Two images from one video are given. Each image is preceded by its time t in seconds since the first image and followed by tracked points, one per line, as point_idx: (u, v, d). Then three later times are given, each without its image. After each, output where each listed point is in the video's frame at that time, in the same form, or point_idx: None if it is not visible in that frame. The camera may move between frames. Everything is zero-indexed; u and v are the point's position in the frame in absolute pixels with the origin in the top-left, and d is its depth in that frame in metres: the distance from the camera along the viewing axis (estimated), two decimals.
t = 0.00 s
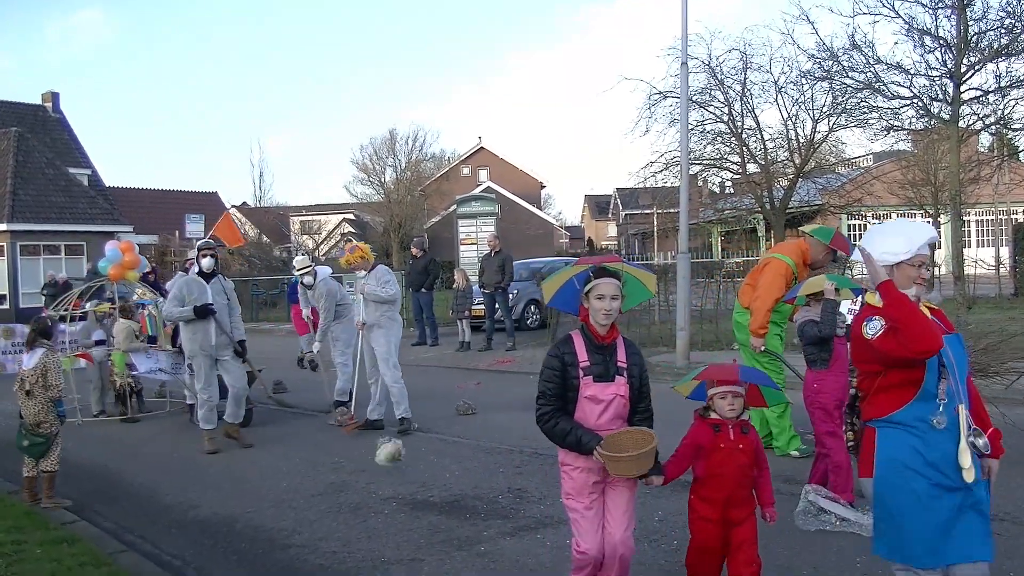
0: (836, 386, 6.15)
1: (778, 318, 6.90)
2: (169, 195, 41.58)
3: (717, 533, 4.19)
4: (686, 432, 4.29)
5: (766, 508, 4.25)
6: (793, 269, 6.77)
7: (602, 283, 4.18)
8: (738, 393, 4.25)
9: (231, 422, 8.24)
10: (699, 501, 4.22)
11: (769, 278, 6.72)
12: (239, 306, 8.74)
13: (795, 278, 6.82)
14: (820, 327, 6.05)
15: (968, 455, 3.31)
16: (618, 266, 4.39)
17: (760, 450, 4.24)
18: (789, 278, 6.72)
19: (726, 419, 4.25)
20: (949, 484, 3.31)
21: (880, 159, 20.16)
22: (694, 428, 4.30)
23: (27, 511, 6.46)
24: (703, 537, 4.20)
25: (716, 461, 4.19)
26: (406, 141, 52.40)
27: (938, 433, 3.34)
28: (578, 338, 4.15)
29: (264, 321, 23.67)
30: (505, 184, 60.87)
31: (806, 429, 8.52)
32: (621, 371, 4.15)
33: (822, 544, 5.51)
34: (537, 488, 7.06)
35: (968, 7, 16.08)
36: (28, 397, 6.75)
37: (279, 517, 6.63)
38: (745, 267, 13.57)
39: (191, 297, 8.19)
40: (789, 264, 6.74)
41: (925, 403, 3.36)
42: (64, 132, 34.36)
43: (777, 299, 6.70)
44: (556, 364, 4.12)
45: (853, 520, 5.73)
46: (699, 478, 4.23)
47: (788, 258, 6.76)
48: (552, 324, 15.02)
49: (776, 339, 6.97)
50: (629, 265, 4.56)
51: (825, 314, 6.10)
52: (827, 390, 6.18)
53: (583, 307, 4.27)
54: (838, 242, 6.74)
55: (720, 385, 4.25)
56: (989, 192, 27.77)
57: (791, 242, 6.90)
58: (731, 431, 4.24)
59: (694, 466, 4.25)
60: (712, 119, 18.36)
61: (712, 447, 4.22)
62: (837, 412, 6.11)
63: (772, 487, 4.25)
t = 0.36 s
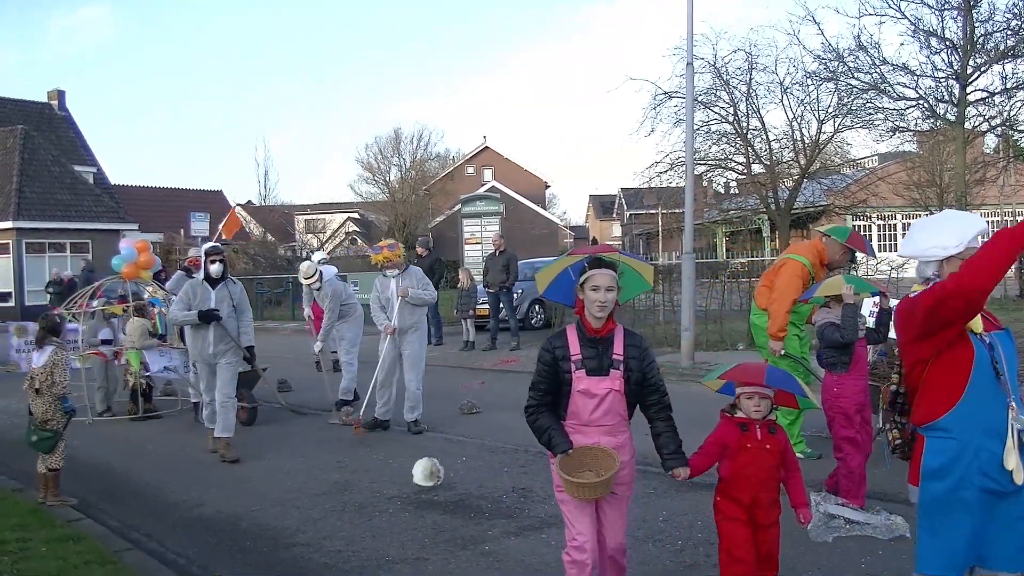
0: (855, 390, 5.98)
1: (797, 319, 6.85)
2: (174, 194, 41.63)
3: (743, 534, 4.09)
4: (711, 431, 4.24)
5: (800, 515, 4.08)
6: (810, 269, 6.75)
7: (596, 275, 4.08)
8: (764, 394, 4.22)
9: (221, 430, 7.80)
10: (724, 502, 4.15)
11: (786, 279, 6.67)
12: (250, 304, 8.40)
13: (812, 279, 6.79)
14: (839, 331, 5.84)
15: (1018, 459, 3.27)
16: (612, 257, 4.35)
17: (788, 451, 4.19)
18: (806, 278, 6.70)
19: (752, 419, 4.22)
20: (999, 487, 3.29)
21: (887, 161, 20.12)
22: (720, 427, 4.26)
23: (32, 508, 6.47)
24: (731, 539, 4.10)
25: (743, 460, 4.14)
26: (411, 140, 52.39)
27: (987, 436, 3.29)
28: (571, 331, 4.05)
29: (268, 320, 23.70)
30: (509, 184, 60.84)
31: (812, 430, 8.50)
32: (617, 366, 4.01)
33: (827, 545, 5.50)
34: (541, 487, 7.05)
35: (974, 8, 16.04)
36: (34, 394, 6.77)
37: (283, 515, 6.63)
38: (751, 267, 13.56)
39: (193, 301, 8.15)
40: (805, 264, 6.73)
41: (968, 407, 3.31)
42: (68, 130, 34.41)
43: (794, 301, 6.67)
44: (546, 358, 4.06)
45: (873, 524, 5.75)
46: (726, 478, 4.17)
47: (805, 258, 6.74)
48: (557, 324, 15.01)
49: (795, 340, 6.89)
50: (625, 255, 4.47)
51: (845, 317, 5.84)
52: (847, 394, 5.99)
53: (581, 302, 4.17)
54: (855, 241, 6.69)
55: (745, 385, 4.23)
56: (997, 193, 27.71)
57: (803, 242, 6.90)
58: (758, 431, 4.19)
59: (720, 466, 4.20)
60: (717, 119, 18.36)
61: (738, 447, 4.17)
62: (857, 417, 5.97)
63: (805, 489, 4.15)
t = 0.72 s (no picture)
0: (887, 397, 5.63)
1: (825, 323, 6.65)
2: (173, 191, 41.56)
3: (772, 558, 3.89)
4: (731, 449, 4.03)
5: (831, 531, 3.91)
6: (840, 270, 6.51)
7: (614, 270, 3.88)
8: (785, 407, 3.95)
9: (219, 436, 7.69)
10: (751, 524, 3.96)
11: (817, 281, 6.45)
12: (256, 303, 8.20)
13: (842, 280, 6.56)
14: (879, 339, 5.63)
15: None
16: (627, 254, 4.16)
17: (814, 465, 3.96)
18: (835, 279, 6.47)
19: (774, 434, 3.98)
20: None
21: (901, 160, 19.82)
22: (740, 445, 4.05)
23: (26, 514, 6.31)
24: (758, 565, 3.91)
25: (766, 480, 3.92)
26: (415, 138, 52.23)
27: None
28: (594, 335, 3.82)
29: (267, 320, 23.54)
30: (514, 182, 60.61)
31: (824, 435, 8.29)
32: (641, 368, 3.82)
33: (843, 556, 5.29)
34: (548, 493, 6.86)
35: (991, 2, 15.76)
36: (33, 393, 6.59)
37: (284, 521, 6.46)
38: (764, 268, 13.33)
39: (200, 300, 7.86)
40: (835, 265, 6.48)
41: None
42: (63, 126, 34.27)
43: (823, 303, 6.43)
44: (573, 363, 3.78)
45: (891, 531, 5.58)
46: (750, 500, 3.98)
47: (836, 259, 6.50)
48: (563, 326, 14.82)
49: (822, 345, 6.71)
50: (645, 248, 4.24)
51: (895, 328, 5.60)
52: (880, 398, 5.65)
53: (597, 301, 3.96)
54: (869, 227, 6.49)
55: (765, 399, 3.97)
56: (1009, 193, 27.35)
57: (834, 242, 6.65)
58: (780, 447, 3.96)
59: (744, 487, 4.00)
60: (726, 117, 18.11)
61: (760, 464, 3.96)
62: (889, 425, 5.56)
63: (833, 503, 3.97)
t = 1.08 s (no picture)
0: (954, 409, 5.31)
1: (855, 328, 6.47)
2: (173, 190, 41.51)
3: None
4: (766, 465, 3.84)
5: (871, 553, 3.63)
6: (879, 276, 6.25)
7: (655, 273, 3.63)
8: (823, 420, 3.75)
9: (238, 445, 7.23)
10: (783, 547, 3.78)
11: (851, 285, 6.14)
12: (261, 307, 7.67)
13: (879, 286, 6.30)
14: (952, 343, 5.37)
15: None
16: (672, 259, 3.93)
17: (854, 484, 3.76)
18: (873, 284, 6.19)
19: (811, 450, 3.78)
20: None
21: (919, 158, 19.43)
22: (777, 459, 3.85)
23: (18, 522, 6.14)
24: None
25: (799, 500, 3.74)
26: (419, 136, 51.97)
27: None
28: (632, 343, 3.55)
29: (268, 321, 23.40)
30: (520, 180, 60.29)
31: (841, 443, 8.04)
32: (684, 377, 3.57)
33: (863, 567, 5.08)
34: (555, 501, 6.66)
35: None
36: (23, 400, 6.41)
37: (283, 528, 6.28)
38: (776, 269, 13.08)
39: (203, 310, 7.32)
40: (874, 272, 6.20)
41: None
42: (56, 123, 34.13)
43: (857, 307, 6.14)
44: (608, 374, 3.53)
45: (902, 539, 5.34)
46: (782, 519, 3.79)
47: (875, 265, 6.24)
48: (571, 328, 14.62)
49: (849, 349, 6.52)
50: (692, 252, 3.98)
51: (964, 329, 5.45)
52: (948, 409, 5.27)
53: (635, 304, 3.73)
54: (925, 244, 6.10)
55: (801, 412, 3.78)
56: None
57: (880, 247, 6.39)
58: (817, 465, 3.76)
59: (777, 503, 3.82)
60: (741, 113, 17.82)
61: (794, 483, 3.76)
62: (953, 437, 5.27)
63: (879, 526, 3.71)
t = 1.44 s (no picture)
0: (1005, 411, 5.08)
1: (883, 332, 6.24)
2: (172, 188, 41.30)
3: None
4: (829, 475, 3.65)
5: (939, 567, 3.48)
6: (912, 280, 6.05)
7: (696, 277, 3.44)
8: (893, 429, 3.59)
9: (258, 472, 6.58)
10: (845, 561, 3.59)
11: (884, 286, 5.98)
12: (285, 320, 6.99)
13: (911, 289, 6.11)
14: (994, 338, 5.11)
15: None
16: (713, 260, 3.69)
17: (920, 496, 3.61)
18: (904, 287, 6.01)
19: (879, 458, 3.61)
20: None
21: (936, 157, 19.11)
22: (839, 469, 3.66)
23: (10, 530, 5.98)
24: None
25: (867, 512, 3.56)
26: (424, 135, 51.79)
27: None
28: (665, 359, 3.36)
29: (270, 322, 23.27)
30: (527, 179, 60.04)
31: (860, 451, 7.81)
32: (725, 393, 3.35)
33: None
34: (562, 508, 6.47)
35: None
36: (20, 402, 6.29)
37: (283, 536, 6.10)
38: (789, 271, 12.84)
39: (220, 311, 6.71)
40: (907, 274, 6.01)
41: None
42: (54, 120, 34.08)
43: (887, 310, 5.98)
44: (642, 393, 3.34)
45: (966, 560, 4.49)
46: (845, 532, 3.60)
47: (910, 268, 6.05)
48: (579, 330, 14.41)
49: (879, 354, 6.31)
50: (736, 256, 3.77)
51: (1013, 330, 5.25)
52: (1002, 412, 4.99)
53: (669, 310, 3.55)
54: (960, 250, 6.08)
55: (869, 419, 3.61)
56: None
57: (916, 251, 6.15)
58: (886, 474, 3.60)
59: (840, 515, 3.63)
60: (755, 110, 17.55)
61: (862, 494, 3.58)
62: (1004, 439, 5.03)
63: (945, 539, 3.58)
